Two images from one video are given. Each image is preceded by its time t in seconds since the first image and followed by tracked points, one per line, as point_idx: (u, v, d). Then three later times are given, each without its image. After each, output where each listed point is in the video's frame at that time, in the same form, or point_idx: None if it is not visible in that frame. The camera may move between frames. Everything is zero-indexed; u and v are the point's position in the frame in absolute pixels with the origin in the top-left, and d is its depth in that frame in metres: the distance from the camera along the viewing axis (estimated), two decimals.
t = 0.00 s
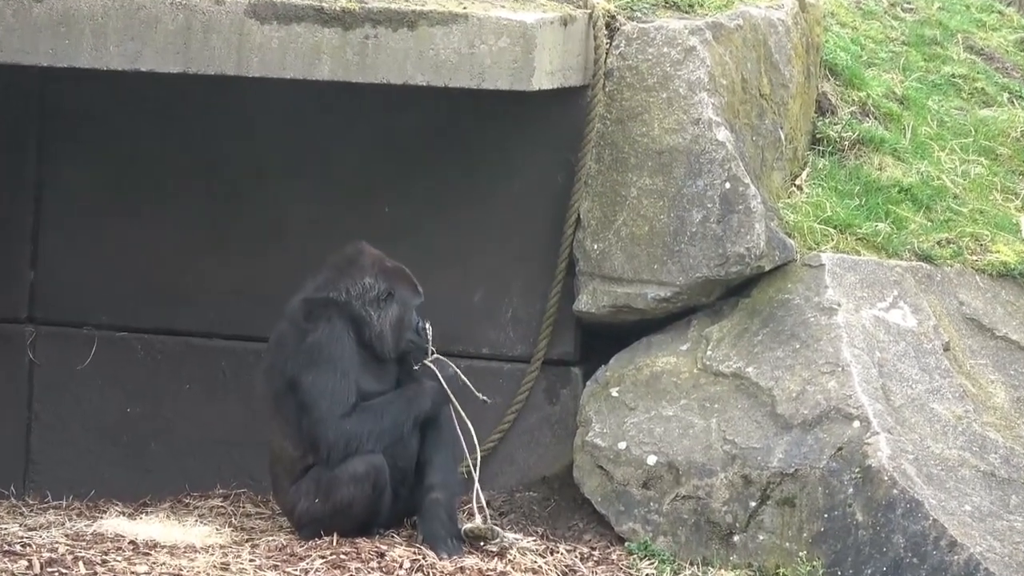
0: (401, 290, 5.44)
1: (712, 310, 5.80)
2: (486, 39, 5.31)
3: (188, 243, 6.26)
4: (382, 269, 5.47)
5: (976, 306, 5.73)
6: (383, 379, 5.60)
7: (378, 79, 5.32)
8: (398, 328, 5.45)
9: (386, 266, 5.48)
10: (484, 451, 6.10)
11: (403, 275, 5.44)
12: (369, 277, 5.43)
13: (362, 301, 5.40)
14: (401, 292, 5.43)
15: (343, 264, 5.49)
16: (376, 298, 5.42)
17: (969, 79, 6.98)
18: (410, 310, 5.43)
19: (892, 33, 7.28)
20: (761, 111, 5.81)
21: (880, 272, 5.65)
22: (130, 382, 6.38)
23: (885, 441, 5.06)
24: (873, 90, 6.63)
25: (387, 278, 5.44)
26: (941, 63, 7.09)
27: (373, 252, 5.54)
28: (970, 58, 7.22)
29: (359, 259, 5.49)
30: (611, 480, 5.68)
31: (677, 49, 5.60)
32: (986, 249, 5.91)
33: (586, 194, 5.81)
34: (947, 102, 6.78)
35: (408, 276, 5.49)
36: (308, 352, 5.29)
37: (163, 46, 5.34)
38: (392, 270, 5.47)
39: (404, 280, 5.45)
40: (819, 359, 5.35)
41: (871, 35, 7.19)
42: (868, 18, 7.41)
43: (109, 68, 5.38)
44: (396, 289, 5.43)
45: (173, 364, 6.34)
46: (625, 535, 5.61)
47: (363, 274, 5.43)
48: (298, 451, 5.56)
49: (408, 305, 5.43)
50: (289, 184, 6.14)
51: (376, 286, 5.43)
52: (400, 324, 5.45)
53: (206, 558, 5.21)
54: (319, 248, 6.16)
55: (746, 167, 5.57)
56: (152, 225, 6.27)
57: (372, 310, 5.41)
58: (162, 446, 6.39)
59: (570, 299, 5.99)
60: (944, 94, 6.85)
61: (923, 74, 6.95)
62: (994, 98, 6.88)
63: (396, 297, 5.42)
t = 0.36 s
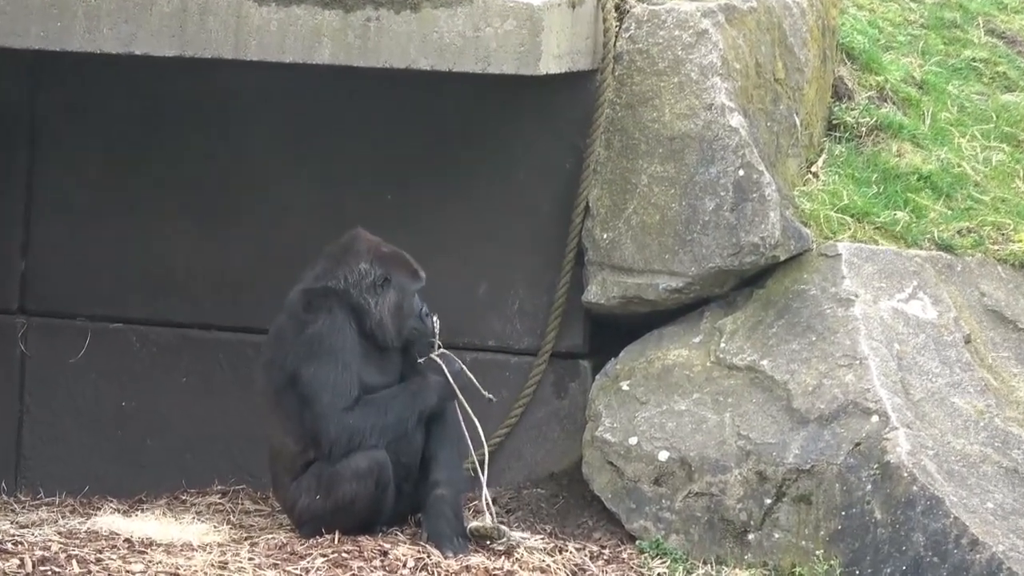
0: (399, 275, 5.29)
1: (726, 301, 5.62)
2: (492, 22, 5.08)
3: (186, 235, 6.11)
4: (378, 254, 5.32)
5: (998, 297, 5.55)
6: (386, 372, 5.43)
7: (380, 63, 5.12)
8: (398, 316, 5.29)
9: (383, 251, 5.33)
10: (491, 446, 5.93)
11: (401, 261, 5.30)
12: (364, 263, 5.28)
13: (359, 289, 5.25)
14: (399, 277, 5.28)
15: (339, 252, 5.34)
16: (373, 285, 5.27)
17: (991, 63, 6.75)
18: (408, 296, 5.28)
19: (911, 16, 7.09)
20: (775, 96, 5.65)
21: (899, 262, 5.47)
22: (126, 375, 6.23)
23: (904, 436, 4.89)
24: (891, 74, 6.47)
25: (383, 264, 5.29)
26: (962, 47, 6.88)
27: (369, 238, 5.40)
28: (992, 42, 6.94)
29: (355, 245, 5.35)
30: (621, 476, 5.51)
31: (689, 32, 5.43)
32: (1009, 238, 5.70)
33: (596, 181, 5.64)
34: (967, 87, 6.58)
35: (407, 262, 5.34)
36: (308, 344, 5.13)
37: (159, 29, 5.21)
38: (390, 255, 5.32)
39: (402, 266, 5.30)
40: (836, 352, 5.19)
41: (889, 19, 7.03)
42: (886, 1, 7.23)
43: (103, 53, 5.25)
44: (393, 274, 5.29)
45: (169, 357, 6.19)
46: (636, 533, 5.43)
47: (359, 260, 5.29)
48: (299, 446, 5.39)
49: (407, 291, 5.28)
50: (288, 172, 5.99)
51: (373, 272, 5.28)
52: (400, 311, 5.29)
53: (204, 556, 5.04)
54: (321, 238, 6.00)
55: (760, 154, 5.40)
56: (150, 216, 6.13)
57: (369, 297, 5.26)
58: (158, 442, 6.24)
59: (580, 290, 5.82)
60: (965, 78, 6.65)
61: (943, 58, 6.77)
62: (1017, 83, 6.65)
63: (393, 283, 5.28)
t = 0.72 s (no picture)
0: (390, 258, 5.12)
1: (735, 287, 5.44)
2: None
3: (175, 219, 5.93)
4: (370, 236, 5.15)
5: (1016, 284, 5.39)
6: (382, 361, 5.27)
7: (378, 41, 4.93)
8: (390, 301, 5.12)
9: (376, 234, 5.16)
10: (491, 437, 5.75)
11: (394, 244, 5.13)
12: (357, 245, 5.12)
13: (351, 272, 5.08)
14: (390, 260, 5.11)
15: (330, 235, 5.18)
16: (365, 267, 5.09)
17: (1009, 41, 6.54)
18: (401, 280, 5.11)
19: None
20: (787, 76, 5.46)
21: (913, 247, 5.29)
22: (114, 363, 6.05)
23: (918, 427, 4.72)
24: (906, 53, 6.29)
25: (375, 246, 5.12)
26: (979, 24, 6.68)
27: (361, 220, 5.22)
28: (1010, 19, 6.75)
29: (346, 228, 5.18)
30: (626, 468, 5.34)
31: (697, 10, 5.25)
32: None
33: (601, 164, 5.46)
34: (985, 66, 6.38)
35: (400, 244, 5.17)
36: (301, 330, 4.94)
37: (148, 6, 5.02)
38: (383, 238, 5.15)
39: (395, 249, 5.13)
40: (848, 340, 5.01)
41: None
42: None
43: (91, 30, 5.07)
44: (384, 257, 5.11)
45: (158, 344, 6.00)
46: (640, 527, 5.26)
47: (350, 242, 5.12)
48: (293, 437, 5.21)
49: (401, 274, 5.12)
50: (281, 153, 5.80)
51: (366, 255, 5.10)
52: (391, 295, 5.12)
53: (195, 551, 4.86)
54: (315, 222, 5.81)
55: (771, 135, 5.22)
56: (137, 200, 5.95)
57: (360, 280, 5.08)
58: (146, 433, 6.06)
59: (583, 276, 5.63)
60: (982, 57, 6.45)
61: (959, 36, 6.57)
62: None
63: (385, 266, 5.11)
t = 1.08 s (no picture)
0: (384, 249, 4.95)
1: (740, 278, 5.26)
2: None
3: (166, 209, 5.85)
4: (366, 225, 4.98)
5: None
6: (374, 354, 5.10)
7: (371, 24, 4.75)
8: (381, 293, 4.95)
9: (370, 223, 4.99)
10: (488, 433, 5.58)
11: (388, 234, 4.96)
12: (351, 233, 4.95)
13: (343, 261, 4.93)
14: (383, 251, 4.95)
15: (323, 223, 5.01)
16: (358, 257, 4.92)
17: None
18: (394, 272, 4.93)
19: None
20: (793, 60, 5.29)
21: (924, 236, 5.12)
22: (97, 358, 6.04)
23: (929, 423, 4.55)
24: (917, 35, 6.10)
25: (370, 235, 4.95)
26: (992, 6, 6.50)
27: (355, 208, 5.04)
28: None
29: (341, 217, 5.01)
30: (627, 465, 5.16)
31: None
32: None
33: (601, 151, 5.28)
34: (998, 50, 6.20)
35: (395, 236, 5.00)
36: (290, 321, 4.77)
37: None
38: (376, 228, 4.97)
39: (389, 240, 4.96)
40: (856, 333, 4.84)
41: None
42: None
43: (74, 11, 4.90)
44: (378, 247, 4.94)
45: (145, 338, 5.97)
46: (642, 526, 5.09)
47: (344, 230, 4.96)
48: (284, 431, 5.04)
49: (393, 267, 4.94)
50: (272, 140, 5.67)
51: (359, 244, 4.93)
52: (382, 288, 4.95)
53: (181, 551, 4.69)
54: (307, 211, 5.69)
55: (777, 121, 5.04)
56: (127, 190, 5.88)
57: (351, 268, 4.92)
58: (131, 429, 6.03)
59: (582, 266, 5.45)
60: (995, 40, 6.27)
61: (972, 19, 6.39)
62: None
63: (378, 257, 4.94)
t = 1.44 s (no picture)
0: (378, 241, 4.75)
1: (747, 269, 5.08)
2: None
3: (155, 198, 5.70)
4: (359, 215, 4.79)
5: None
6: (368, 349, 4.92)
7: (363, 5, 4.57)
8: (373, 286, 4.75)
9: (365, 213, 4.80)
10: (486, 429, 5.41)
11: (382, 226, 4.76)
12: (344, 223, 4.76)
13: (335, 252, 4.72)
14: (377, 243, 4.74)
15: (316, 212, 4.82)
16: (350, 247, 4.73)
17: None
18: (388, 266, 4.73)
19: None
20: (802, 43, 5.13)
21: (938, 226, 4.93)
22: (82, 354, 5.87)
23: (943, 420, 4.37)
24: (931, 18, 5.93)
25: (364, 226, 4.75)
26: None
27: (349, 198, 4.86)
28: None
29: (336, 206, 4.81)
30: (630, 463, 4.97)
31: None
32: None
33: (602, 138, 5.09)
34: (1015, 32, 6.03)
35: (390, 227, 4.79)
36: (281, 314, 4.59)
37: None
38: (371, 218, 4.78)
39: (384, 231, 4.76)
40: (868, 326, 4.65)
41: None
42: None
43: None
44: (372, 239, 4.74)
45: (128, 333, 5.81)
46: (646, 527, 4.90)
47: (339, 220, 4.76)
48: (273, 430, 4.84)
49: (386, 260, 4.73)
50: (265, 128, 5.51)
51: (353, 235, 4.73)
52: (373, 282, 4.74)
53: (168, 553, 4.50)
54: (300, 200, 5.53)
55: (786, 106, 4.86)
56: (112, 178, 5.73)
57: (343, 259, 4.72)
58: (115, 426, 5.89)
59: (584, 257, 5.27)
60: (1012, 23, 6.11)
61: (988, 1, 6.22)
62: None
63: (372, 249, 4.73)
